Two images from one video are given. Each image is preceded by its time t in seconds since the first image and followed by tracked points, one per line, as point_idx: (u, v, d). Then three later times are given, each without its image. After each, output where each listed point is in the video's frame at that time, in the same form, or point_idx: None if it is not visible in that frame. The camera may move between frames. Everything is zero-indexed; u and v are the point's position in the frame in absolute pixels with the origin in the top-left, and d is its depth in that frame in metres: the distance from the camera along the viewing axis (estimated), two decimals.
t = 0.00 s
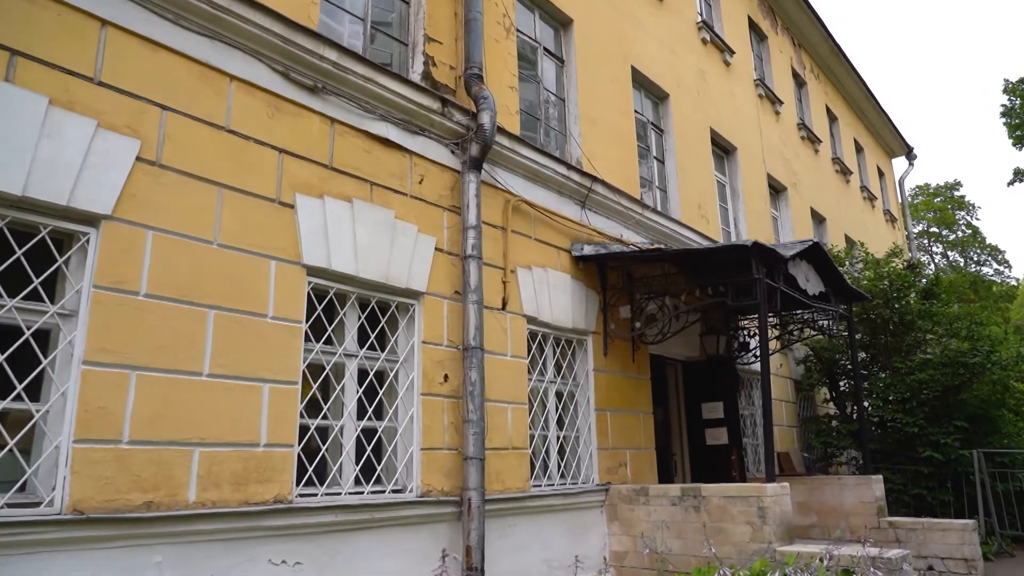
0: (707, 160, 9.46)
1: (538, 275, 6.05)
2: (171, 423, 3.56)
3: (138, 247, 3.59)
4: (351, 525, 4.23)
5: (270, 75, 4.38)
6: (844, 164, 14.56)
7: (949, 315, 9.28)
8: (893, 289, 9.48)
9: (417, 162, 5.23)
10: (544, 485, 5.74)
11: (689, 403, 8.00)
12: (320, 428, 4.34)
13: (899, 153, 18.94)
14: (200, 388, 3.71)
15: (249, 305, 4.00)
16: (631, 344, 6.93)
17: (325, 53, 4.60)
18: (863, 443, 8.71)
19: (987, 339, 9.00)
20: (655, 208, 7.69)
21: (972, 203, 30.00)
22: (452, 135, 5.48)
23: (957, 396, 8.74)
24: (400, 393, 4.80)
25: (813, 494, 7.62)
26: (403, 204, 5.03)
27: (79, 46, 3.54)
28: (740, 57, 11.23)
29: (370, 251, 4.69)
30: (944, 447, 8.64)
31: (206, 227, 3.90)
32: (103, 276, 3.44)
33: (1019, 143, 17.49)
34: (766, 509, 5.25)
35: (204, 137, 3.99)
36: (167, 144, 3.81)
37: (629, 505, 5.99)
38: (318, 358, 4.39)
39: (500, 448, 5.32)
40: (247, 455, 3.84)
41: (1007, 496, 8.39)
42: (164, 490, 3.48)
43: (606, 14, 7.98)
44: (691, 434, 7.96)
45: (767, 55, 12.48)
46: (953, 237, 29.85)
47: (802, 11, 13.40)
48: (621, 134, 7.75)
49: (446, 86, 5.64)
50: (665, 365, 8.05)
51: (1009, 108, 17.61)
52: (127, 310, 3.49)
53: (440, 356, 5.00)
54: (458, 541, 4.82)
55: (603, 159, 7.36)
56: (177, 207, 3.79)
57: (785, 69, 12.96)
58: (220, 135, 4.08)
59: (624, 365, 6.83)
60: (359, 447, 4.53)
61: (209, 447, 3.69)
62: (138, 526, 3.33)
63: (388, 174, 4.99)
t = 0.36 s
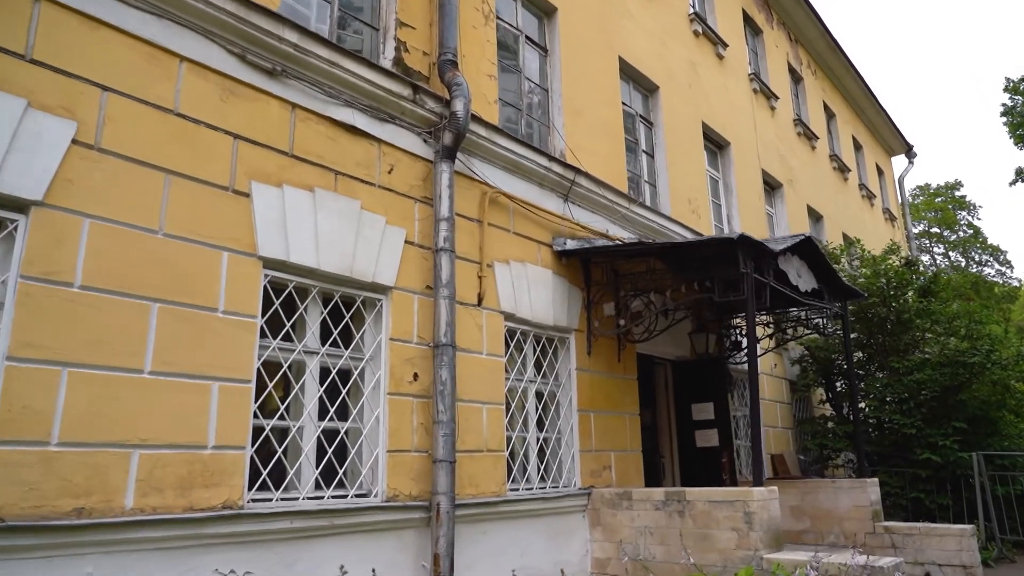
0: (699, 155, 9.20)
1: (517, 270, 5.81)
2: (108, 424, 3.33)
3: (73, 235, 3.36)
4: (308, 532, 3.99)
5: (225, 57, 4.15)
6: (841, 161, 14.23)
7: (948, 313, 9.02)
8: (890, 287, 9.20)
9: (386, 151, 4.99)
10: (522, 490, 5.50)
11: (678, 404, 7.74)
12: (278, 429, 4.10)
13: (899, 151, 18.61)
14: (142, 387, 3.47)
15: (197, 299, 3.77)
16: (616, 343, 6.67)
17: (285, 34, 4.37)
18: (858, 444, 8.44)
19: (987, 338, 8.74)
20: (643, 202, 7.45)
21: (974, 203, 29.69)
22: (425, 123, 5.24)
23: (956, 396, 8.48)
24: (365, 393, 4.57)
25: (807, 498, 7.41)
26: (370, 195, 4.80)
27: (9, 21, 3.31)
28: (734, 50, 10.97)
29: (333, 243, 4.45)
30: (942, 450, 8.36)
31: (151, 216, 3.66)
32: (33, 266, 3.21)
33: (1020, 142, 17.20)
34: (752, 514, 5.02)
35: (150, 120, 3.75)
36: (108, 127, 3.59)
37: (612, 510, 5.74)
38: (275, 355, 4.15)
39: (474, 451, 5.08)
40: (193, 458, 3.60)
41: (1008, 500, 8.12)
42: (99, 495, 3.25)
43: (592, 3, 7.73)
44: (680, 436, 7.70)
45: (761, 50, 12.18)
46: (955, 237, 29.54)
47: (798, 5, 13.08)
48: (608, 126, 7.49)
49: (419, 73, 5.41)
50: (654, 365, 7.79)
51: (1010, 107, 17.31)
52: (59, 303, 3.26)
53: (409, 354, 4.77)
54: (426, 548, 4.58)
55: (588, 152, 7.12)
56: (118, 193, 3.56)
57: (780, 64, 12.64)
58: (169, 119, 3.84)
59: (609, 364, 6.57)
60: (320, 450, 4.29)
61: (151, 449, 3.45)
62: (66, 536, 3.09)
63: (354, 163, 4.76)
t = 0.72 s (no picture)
0: (687, 147, 8.95)
1: (490, 262, 5.58)
2: (27, 421, 3.09)
3: None
4: (254, 536, 3.76)
5: (169, 33, 3.92)
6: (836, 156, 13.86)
7: (944, 309, 8.78)
8: (884, 282, 8.97)
9: (348, 136, 4.77)
10: (493, 490, 5.27)
11: (664, 402, 7.51)
12: (224, 426, 3.88)
13: (898, 148, 18.31)
14: (68, 381, 3.25)
15: (133, 288, 3.54)
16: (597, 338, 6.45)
17: (235, 10, 4.14)
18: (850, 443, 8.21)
19: (983, 334, 8.50)
20: (626, 194, 7.22)
21: (974, 201, 29.39)
22: (390, 108, 5.01)
23: (951, 394, 8.24)
24: (322, 388, 4.34)
25: (796, 499, 7.15)
26: (329, 181, 4.57)
27: None
28: (725, 41, 10.71)
29: (286, 230, 4.22)
30: (936, 449, 8.13)
31: (82, 198, 3.44)
32: None
33: (1020, 140, 16.90)
34: (733, 516, 4.78)
35: (83, 97, 3.53)
36: (34, 103, 3.36)
37: (589, 512, 5.51)
38: (222, 348, 3.93)
39: (441, 450, 4.86)
40: (125, 456, 3.38)
41: (1004, 501, 7.85)
42: (17, 497, 3.02)
43: None
44: (666, 435, 7.47)
45: (754, 42, 11.86)
46: (955, 236, 29.23)
47: None
48: (590, 116, 7.25)
49: (385, 56, 5.17)
50: (639, 361, 7.55)
51: (1010, 103, 17.02)
52: None
53: (369, 348, 4.55)
54: (386, 552, 4.35)
55: (568, 142, 6.88)
56: (44, 175, 3.33)
57: (773, 56, 12.31)
58: (105, 96, 3.62)
59: (590, 360, 6.34)
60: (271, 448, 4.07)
61: (77, 448, 3.23)
62: None
63: (312, 147, 4.53)
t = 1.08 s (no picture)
0: (678, 141, 8.72)
1: (464, 257, 5.37)
2: None
3: None
4: (199, 544, 3.55)
5: (111, 12, 3.71)
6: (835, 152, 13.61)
7: (942, 307, 8.53)
8: (880, 279, 8.72)
9: (310, 124, 4.55)
10: (467, 495, 5.05)
11: (652, 403, 7.28)
12: (169, 427, 3.66)
13: (899, 145, 18.02)
14: None
15: (67, 280, 3.33)
16: (579, 336, 6.22)
17: None
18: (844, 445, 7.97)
19: (983, 333, 8.26)
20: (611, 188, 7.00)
21: (977, 201, 29.05)
22: (356, 95, 4.80)
23: (949, 395, 7.99)
24: (278, 388, 4.14)
25: (788, 503, 6.88)
26: (289, 170, 4.36)
27: None
28: (719, 34, 10.46)
29: (240, 221, 4.02)
30: (934, 451, 7.88)
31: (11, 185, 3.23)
32: None
33: None
34: (714, 523, 4.54)
35: (13, 78, 3.32)
36: None
37: (567, 518, 5.28)
38: (168, 346, 3.71)
39: (409, 452, 4.64)
40: (55, 460, 3.17)
41: (1004, 505, 7.53)
42: None
43: None
44: (653, 437, 7.24)
45: (749, 36, 11.62)
46: (958, 236, 28.89)
47: None
48: (575, 108, 7.03)
49: (352, 41, 4.96)
50: (625, 361, 7.32)
51: (1013, 101, 16.72)
52: None
53: (331, 346, 4.34)
54: (346, 560, 4.14)
55: (551, 133, 6.66)
56: None
57: (769, 51, 12.06)
58: (39, 77, 3.41)
59: (571, 359, 6.12)
60: (221, 451, 3.85)
61: None
62: None
63: (271, 135, 4.31)
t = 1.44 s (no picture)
0: (670, 134, 8.51)
1: (440, 249, 5.17)
2: None
3: None
4: (141, 548, 3.35)
5: None
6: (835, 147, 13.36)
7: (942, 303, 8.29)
8: (878, 274, 8.47)
9: (273, 109, 4.36)
10: (440, 496, 4.85)
11: (640, 402, 7.07)
12: (112, 425, 3.47)
13: (901, 142, 17.73)
14: None
15: None
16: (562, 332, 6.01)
17: None
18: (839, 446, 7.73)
19: (984, 330, 8.02)
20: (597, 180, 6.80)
21: (983, 199, 28.69)
22: (322, 79, 4.61)
23: (949, 394, 7.75)
24: (234, 384, 3.94)
25: (781, 506, 6.64)
26: (248, 156, 4.17)
27: None
28: (714, 26, 10.23)
29: (193, 209, 3.83)
30: (933, 452, 7.63)
31: None
32: None
33: None
34: (696, 526, 4.32)
35: None
36: None
37: (546, 520, 5.07)
38: (112, 339, 3.52)
39: (376, 452, 4.44)
40: None
41: (1006, 508, 7.32)
42: None
43: None
44: (641, 437, 7.02)
45: (745, 29, 11.38)
46: (964, 234, 28.52)
47: None
48: (560, 97, 6.82)
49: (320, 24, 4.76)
50: (613, 358, 7.11)
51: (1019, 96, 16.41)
52: None
53: (293, 340, 4.15)
54: (305, 565, 3.94)
55: (534, 123, 6.45)
56: None
57: (767, 44, 11.82)
58: None
59: (553, 356, 5.91)
60: (171, 450, 3.66)
61: None
62: None
63: (229, 119, 4.12)
